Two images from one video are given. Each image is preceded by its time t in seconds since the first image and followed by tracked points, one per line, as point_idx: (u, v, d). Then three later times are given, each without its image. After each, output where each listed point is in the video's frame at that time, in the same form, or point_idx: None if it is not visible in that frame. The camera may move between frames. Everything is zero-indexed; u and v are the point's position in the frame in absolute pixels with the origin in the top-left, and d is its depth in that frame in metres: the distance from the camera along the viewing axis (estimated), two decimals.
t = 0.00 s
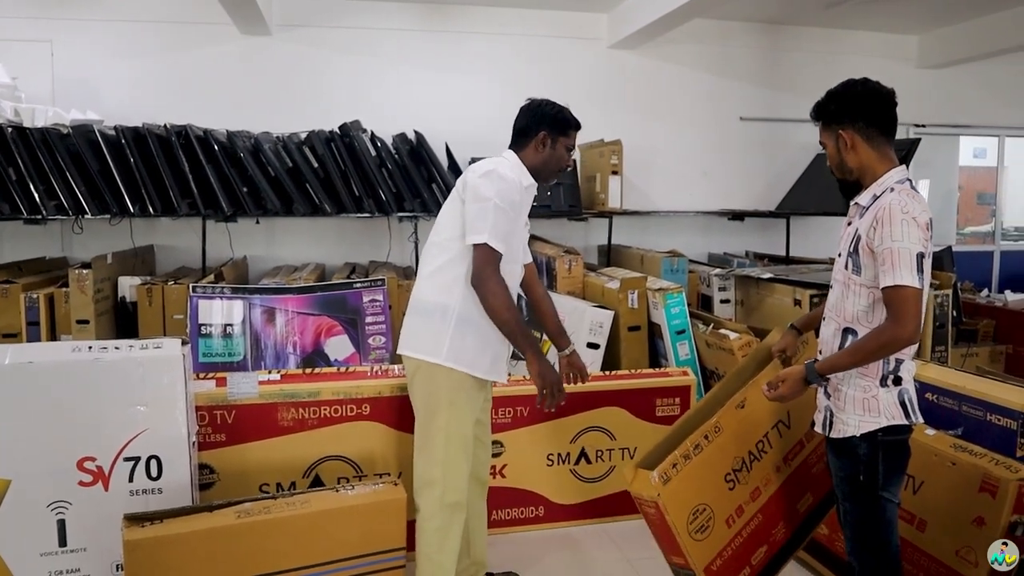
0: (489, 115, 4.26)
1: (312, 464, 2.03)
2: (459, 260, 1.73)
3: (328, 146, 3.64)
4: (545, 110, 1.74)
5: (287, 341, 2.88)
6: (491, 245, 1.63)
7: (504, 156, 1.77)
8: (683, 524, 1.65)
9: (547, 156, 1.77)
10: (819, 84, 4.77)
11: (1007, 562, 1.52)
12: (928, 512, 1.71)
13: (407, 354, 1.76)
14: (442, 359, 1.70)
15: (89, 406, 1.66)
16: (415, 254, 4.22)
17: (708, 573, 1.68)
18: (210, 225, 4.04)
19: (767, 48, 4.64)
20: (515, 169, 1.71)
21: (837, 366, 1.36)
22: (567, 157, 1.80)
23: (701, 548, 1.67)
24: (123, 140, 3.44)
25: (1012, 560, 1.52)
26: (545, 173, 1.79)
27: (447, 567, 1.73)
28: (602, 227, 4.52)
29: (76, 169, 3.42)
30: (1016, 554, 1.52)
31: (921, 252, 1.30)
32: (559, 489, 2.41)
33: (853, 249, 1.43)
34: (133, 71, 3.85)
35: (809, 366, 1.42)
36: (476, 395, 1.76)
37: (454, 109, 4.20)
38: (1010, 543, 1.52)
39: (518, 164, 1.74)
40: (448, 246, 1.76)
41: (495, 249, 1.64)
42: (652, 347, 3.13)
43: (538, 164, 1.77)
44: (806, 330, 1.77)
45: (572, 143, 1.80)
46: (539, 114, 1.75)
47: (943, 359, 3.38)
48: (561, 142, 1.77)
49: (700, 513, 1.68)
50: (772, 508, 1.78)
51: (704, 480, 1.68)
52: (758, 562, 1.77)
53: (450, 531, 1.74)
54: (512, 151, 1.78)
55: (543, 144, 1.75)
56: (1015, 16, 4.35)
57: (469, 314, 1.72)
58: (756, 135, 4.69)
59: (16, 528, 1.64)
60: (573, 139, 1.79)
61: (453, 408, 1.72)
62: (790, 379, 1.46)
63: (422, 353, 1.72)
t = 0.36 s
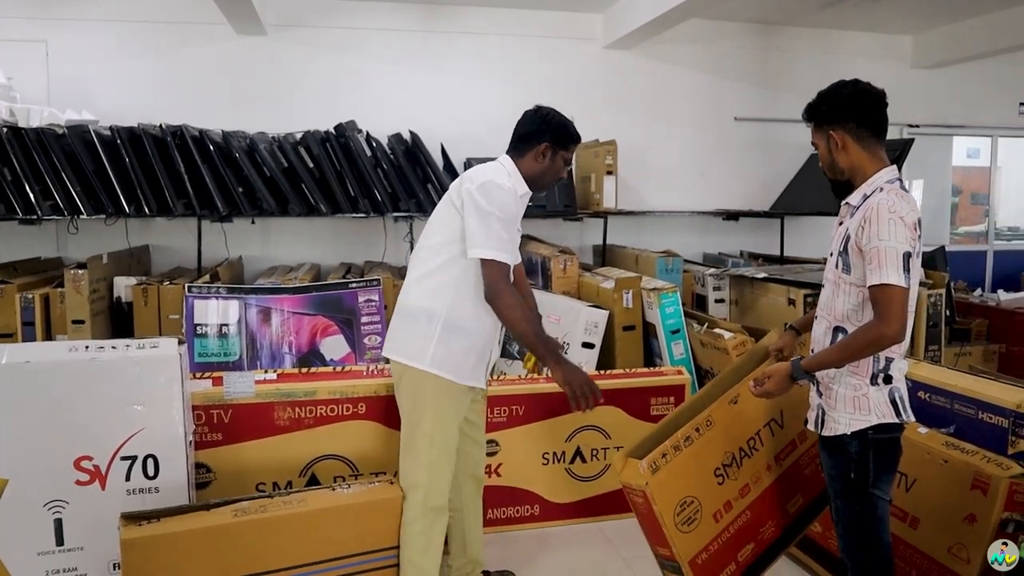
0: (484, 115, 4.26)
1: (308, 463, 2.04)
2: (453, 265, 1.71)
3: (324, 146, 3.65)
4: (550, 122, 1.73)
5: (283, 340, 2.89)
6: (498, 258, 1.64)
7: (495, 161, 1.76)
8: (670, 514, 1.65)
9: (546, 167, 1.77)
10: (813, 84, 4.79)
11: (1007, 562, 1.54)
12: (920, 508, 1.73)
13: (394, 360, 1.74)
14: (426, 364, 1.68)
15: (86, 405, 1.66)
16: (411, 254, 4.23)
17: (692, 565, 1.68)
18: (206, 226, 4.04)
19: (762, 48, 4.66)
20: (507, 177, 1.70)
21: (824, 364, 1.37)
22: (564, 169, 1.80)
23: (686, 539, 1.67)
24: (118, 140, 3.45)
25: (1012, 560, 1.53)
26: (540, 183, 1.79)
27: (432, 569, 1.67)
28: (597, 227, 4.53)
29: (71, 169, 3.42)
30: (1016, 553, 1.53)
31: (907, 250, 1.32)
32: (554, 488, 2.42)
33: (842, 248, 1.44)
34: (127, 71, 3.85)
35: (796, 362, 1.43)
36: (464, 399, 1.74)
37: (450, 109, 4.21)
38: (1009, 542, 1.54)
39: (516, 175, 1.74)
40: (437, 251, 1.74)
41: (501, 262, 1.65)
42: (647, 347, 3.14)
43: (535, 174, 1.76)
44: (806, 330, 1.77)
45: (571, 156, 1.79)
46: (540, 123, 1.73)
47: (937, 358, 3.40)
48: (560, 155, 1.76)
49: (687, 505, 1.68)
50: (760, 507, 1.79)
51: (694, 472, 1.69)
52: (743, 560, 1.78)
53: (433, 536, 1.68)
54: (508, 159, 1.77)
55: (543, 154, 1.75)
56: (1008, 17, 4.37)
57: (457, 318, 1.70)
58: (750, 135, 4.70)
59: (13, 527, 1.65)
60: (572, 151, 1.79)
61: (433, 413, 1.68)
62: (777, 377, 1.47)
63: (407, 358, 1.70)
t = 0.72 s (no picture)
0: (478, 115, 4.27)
1: (304, 462, 2.04)
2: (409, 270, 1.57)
3: (319, 145, 3.65)
4: (478, 86, 1.57)
5: (278, 340, 2.90)
6: (438, 259, 1.46)
7: (450, 151, 1.61)
8: (659, 508, 1.68)
9: (484, 136, 1.59)
10: (807, 84, 4.81)
11: (1007, 562, 1.51)
12: (913, 505, 1.73)
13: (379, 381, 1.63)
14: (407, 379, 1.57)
15: (83, 404, 1.66)
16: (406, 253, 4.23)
17: (682, 558, 1.71)
18: (200, 225, 4.04)
19: (756, 48, 4.68)
20: (452, 170, 1.54)
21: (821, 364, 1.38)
22: (510, 133, 1.59)
23: (675, 533, 1.70)
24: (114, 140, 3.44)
25: (1012, 560, 1.50)
26: (489, 159, 1.61)
27: None
28: (592, 227, 4.54)
29: (66, 169, 3.41)
30: (1016, 553, 1.50)
31: (899, 247, 1.33)
32: (550, 486, 2.43)
33: (835, 247, 1.45)
34: (122, 70, 3.85)
35: (792, 360, 1.44)
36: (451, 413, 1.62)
37: (445, 108, 4.22)
38: (1009, 543, 1.51)
39: (461, 157, 1.58)
40: (395, 257, 1.59)
41: (439, 264, 1.46)
42: (642, 346, 3.14)
43: (476, 149, 1.60)
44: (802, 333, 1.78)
45: (517, 116, 1.57)
46: (472, 91, 1.58)
47: (929, 357, 3.42)
48: (494, 120, 1.57)
49: (677, 500, 1.71)
50: (754, 502, 1.79)
51: (683, 468, 1.71)
52: (736, 553, 1.79)
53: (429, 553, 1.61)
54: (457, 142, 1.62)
55: (475, 124, 1.59)
56: (1001, 17, 4.40)
57: (428, 325, 1.56)
58: (744, 134, 4.72)
59: (10, 526, 1.65)
60: (512, 113, 1.57)
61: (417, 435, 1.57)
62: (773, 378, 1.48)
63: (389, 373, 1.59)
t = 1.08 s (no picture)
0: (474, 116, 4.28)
1: (301, 461, 2.04)
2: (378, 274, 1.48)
3: (315, 145, 3.65)
4: (421, 58, 1.46)
5: (274, 340, 2.90)
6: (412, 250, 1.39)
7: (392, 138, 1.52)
8: (641, 478, 1.67)
9: (431, 114, 1.48)
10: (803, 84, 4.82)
11: (1007, 563, 1.44)
12: (906, 503, 1.75)
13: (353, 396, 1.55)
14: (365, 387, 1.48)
15: (79, 403, 1.65)
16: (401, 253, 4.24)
17: (660, 531, 1.69)
18: (196, 225, 4.04)
19: (752, 48, 4.69)
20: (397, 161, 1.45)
21: (835, 341, 1.33)
22: (459, 111, 1.47)
23: (656, 506, 1.68)
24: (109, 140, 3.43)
25: (1012, 560, 1.44)
26: (437, 139, 1.50)
27: None
28: (588, 226, 4.55)
29: (61, 169, 3.41)
30: (1016, 553, 1.44)
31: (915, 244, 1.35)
32: (546, 485, 2.43)
33: (835, 245, 1.45)
34: (117, 70, 3.84)
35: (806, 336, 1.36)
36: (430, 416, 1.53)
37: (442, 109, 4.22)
38: (1009, 542, 1.45)
39: (403, 145, 1.48)
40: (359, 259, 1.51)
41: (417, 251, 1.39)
42: (637, 346, 3.15)
43: (422, 130, 1.50)
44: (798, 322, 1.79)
45: (468, 92, 1.46)
46: (416, 64, 1.47)
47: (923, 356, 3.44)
48: (441, 96, 1.46)
49: (660, 473, 1.69)
50: (739, 486, 1.77)
51: (668, 442, 1.70)
52: (717, 536, 1.76)
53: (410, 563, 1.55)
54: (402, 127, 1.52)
55: (421, 101, 1.48)
56: (996, 18, 4.43)
57: (398, 323, 1.47)
58: (740, 134, 4.73)
59: (6, 525, 1.64)
60: (460, 89, 1.45)
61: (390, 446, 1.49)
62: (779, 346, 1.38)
63: (358, 381, 1.51)
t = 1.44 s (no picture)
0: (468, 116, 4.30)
1: (293, 460, 2.05)
2: (381, 279, 1.47)
3: (308, 146, 3.66)
4: (417, 59, 1.46)
5: (267, 339, 2.92)
6: (426, 249, 1.41)
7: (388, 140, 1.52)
8: (593, 452, 1.66)
9: (426, 116, 1.47)
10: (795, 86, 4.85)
11: (1007, 563, 1.42)
12: (890, 499, 1.77)
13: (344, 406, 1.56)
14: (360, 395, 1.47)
15: (71, 403, 1.65)
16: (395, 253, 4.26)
17: (610, 512, 1.68)
18: (190, 226, 4.05)
19: (744, 49, 4.72)
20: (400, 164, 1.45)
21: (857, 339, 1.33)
22: (453, 115, 1.46)
23: (607, 485, 1.68)
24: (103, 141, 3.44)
25: (1013, 561, 1.42)
26: (432, 143, 1.48)
27: None
28: (581, 227, 4.57)
29: (55, 169, 3.41)
30: (1016, 553, 1.42)
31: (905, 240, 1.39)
32: (536, 484, 2.45)
33: (823, 244, 1.47)
34: (111, 70, 3.86)
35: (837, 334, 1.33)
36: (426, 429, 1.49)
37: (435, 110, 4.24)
38: (1009, 542, 1.43)
39: (399, 147, 1.48)
40: (355, 263, 1.51)
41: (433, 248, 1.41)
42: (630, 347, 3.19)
43: (418, 134, 1.48)
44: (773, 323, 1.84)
45: (465, 95, 1.44)
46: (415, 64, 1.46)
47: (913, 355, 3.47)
48: (436, 99, 1.45)
49: (613, 451, 1.69)
50: (696, 482, 1.75)
51: (624, 423, 1.69)
52: (672, 528, 1.74)
53: None
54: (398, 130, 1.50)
55: (417, 105, 1.47)
56: (987, 20, 4.46)
57: (390, 331, 1.46)
58: (732, 135, 4.76)
59: None
60: (453, 91, 1.44)
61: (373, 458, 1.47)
62: (806, 347, 1.33)
63: (347, 389, 1.49)
